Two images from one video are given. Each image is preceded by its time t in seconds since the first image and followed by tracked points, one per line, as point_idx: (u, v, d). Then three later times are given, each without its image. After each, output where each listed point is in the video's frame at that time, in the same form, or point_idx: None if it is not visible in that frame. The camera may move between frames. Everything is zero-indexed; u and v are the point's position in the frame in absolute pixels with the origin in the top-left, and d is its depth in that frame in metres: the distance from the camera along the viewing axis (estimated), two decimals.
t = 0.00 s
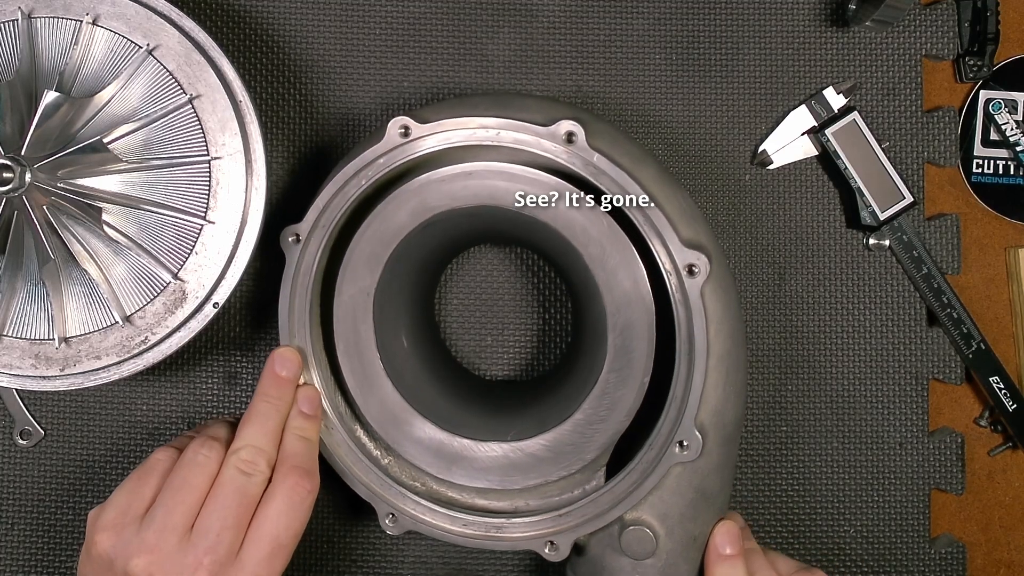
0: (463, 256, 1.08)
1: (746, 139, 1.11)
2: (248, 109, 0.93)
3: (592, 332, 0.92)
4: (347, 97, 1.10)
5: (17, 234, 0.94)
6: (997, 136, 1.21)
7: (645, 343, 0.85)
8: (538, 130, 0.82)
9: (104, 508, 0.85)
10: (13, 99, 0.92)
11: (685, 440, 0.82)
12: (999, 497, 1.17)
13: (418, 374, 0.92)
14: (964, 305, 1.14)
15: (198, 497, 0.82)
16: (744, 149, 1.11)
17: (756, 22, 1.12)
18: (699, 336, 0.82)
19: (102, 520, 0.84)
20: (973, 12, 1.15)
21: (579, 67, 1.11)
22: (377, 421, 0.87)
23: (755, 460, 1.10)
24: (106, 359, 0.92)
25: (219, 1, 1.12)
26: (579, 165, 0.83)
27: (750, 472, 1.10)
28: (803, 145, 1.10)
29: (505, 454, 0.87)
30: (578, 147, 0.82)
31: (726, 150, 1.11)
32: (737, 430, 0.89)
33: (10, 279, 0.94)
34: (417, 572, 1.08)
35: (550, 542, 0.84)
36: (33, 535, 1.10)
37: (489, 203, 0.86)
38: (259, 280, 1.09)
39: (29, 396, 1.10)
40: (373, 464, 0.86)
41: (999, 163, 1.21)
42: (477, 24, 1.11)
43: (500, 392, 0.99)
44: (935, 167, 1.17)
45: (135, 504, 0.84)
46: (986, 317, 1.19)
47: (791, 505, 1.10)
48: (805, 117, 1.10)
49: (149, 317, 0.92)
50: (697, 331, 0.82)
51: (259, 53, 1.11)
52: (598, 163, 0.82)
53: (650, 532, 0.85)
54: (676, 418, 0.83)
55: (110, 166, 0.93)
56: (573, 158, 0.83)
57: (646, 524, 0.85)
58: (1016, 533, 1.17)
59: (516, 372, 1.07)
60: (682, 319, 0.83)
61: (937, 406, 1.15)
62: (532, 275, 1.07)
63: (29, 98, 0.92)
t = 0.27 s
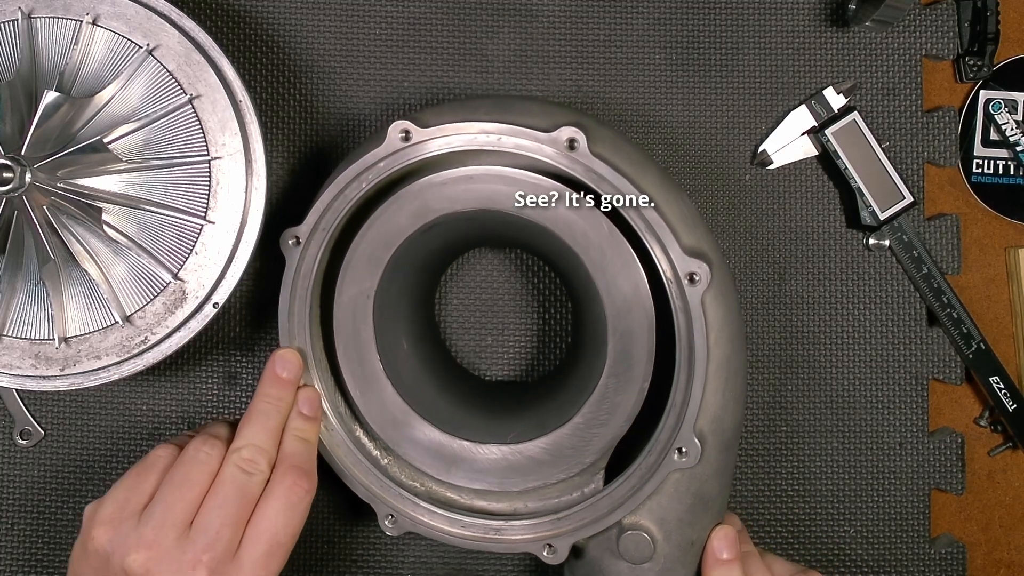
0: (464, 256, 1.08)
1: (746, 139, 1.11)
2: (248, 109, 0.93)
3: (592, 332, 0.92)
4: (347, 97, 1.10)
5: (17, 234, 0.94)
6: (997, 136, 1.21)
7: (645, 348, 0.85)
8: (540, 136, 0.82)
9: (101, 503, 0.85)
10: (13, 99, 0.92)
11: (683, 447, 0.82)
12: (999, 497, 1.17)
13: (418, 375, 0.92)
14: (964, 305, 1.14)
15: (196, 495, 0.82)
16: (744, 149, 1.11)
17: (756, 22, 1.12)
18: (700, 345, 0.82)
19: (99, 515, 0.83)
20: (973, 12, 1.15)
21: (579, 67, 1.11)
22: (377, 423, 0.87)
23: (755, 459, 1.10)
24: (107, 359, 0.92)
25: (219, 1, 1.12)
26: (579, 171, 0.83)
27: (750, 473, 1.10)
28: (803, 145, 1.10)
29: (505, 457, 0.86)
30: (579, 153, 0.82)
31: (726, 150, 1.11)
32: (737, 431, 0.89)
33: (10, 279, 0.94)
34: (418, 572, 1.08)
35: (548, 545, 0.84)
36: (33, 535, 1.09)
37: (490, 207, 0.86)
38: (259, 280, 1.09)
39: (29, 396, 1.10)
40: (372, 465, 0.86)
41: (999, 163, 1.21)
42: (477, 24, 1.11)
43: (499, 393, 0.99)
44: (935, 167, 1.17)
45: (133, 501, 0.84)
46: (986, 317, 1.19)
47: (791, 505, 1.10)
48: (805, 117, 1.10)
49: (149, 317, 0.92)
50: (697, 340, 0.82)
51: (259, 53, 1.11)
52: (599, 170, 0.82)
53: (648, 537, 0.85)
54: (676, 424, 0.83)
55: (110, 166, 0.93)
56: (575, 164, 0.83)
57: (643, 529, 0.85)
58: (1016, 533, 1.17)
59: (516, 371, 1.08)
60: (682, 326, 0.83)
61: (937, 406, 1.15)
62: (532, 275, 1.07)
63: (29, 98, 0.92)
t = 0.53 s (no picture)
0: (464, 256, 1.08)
1: (746, 139, 1.11)
2: (248, 109, 0.93)
3: (592, 333, 0.92)
4: (347, 97, 1.10)
5: (17, 234, 0.94)
6: (997, 136, 1.21)
7: (645, 351, 0.85)
8: (541, 140, 0.82)
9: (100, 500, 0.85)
10: (13, 99, 0.92)
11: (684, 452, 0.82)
12: (998, 497, 1.17)
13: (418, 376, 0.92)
14: (964, 305, 1.14)
15: (195, 495, 0.82)
16: (744, 149, 1.11)
17: (755, 22, 1.12)
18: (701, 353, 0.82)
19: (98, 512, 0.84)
20: (973, 12, 1.14)
21: (579, 67, 1.11)
22: (377, 425, 0.87)
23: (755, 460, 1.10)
24: (106, 359, 0.92)
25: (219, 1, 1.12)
26: (580, 176, 0.82)
27: (750, 473, 1.10)
28: (803, 145, 1.10)
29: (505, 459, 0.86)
30: (580, 159, 0.81)
31: (726, 151, 1.11)
32: (737, 433, 0.89)
33: (10, 279, 0.94)
34: (418, 572, 1.08)
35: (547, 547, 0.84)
36: (33, 534, 1.10)
37: (489, 209, 0.86)
38: (259, 280, 1.09)
39: (29, 396, 1.10)
40: (372, 466, 0.86)
41: (999, 163, 1.21)
42: (477, 24, 1.11)
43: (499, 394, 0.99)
44: (935, 167, 1.17)
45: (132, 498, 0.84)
46: (986, 317, 1.19)
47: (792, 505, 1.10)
48: (805, 117, 1.10)
49: (149, 317, 0.92)
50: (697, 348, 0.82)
51: (259, 53, 1.11)
52: (600, 174, 0.82)
53: (647, 540, 0.85)
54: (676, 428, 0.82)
55: (110, 166, 0.93)
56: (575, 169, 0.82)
57: (642, 533, 0.85)
58: (1016, 533, 1.17)
59: (516, 371, 1.08)
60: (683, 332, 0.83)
61: (937, 406, 1.15)
62: (532, 275, 1.07)
63: (29, 98, 0.93)
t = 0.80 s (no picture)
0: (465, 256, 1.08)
1: (746, 139, 1.11)
2: (248, 109, 0.93)
3: (592, 332, 0.92)
4: (347, 97, 1.10)
5: (17, 234, 0.94)
6: (997, 136, 1.21)
7: (645, 351, 0.85)
8: (542, 140, 0.82)
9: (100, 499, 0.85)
10: (13, 99, 0.92)
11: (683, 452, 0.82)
12: (998, 498, 1.17)
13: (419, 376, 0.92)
14: (964, 305, 1.14)
15: (195, 494, 0.82)
16: (744, 149, 1.11)
17: (755, 22, 1.12)
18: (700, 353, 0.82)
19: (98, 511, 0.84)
20: (973, 12, 1.15)
21: (580, 68, 1.11)
22: (377, 426, 0.87)
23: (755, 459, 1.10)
24: (106, 359, 0.92)
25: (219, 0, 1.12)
26: (580, 176, 0.82)
27: (750, 473, 1.10)
28: (803, 145, 1.10)
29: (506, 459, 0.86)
30: (580, 158, 0.81)
31: (726, 151, 1.11)
32: (737, 433, 0.89)
33: (10, 279, 0.94)
34: (418, 572, 1.08)
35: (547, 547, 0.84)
36: (33, 534, 1.10)
37: (489, 209, 0.86)
38: (259, 280, 1.09)
39: (29, 397, 1.10)
40: (372, 465, 0.86)
41: (999, 163, 1.21)
42: (477, 24, 1.11)
43: (499, 394, 0.99)
44: (936, 167, 1.17)
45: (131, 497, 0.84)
46: (986, 317, 1.19)
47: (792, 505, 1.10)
48: (805, 117, 1.10)
49: (149, 317, 0.92)
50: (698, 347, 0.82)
51: (259, 54, 1.11)
52: (601, 174, 0.82)
53: (647, 540, 0.85)
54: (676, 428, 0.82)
55: (110, 166, 0.93)
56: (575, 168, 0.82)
57: (642, 532, 0.85)
58: (1015, 533, 1.17)
59: (516, 371, 1.08)
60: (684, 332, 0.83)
61: (937, 406, 1.15)
62: (533, 275, 1.07)
63: (29, 98, 0.92)
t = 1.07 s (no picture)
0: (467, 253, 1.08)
1: (746, 139, 1.11)
2: (248, 109, 0.93)
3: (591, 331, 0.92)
4: (347, 97, 1.10)
5: (17, 234, 0.94)
6: (997, 136, 1.21)
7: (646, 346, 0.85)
8: (538, 135, 0.82)
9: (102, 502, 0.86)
10: (13, 99, 0.92)
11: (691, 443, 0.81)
12: (998, 498, 1.17)
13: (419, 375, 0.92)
14: (964, 305, 1.14)
15: (197, 496, 0.83)
16: (744, 149, 1.11)
17: (755, 23, 1.12)
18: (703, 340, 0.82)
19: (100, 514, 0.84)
20: (973, 12, 1.15)
21: (580, 68, 1.11)
22: (378, 427, 0.87)
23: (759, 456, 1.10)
24: (106, 359, 0.92)
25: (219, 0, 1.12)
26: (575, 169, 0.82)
27: (750, 472, 1.10)
28: (803, 145, 1.10)
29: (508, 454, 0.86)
30: (577, 151, 0.82)
31: (726, 151, 1.11)
32: (737, 430, 0.89)
33: (10, 279, 0.94)
34: (418, 572, 1.08)
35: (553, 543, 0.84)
36: (33, 534, 1.10)
37: (490, 207, 0.86)
38: (259, 280, 1.09)
39: (29, 396, 1.10)
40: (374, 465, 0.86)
41: (999, 163, 1.21)
42: (477, 24, 1.11)
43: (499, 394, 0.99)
44: (936, 167, 1.17)
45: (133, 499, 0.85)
46: (986, 317, 1.19)
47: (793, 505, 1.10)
48: (805, 117, 1.10)
49: (149, 317, 0.92)
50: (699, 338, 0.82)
51: (259, 54, 1.11)
52: (599, 168, 0.82)
53: (652, 532, 0.85)
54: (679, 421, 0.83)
55: (110, 166, 0.93)
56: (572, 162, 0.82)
57: (648, 525, 0.85)
58: (1015, 533, 1.17)
59: (516, 371, 1.07)
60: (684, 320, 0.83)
61: (937, 406, 1.15)
62: (534, 275, 1.07)
63: (29, 98, 0.93)
